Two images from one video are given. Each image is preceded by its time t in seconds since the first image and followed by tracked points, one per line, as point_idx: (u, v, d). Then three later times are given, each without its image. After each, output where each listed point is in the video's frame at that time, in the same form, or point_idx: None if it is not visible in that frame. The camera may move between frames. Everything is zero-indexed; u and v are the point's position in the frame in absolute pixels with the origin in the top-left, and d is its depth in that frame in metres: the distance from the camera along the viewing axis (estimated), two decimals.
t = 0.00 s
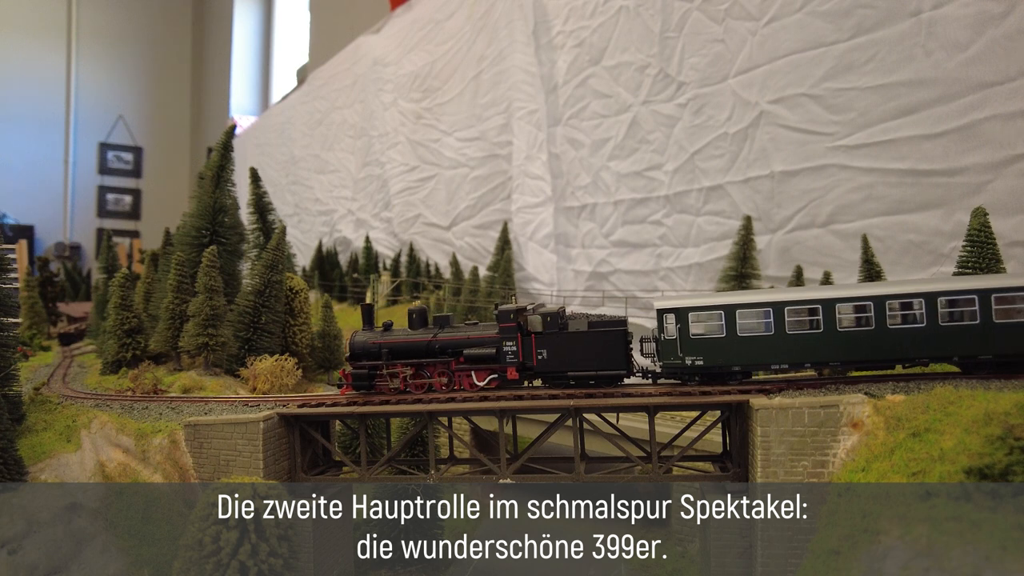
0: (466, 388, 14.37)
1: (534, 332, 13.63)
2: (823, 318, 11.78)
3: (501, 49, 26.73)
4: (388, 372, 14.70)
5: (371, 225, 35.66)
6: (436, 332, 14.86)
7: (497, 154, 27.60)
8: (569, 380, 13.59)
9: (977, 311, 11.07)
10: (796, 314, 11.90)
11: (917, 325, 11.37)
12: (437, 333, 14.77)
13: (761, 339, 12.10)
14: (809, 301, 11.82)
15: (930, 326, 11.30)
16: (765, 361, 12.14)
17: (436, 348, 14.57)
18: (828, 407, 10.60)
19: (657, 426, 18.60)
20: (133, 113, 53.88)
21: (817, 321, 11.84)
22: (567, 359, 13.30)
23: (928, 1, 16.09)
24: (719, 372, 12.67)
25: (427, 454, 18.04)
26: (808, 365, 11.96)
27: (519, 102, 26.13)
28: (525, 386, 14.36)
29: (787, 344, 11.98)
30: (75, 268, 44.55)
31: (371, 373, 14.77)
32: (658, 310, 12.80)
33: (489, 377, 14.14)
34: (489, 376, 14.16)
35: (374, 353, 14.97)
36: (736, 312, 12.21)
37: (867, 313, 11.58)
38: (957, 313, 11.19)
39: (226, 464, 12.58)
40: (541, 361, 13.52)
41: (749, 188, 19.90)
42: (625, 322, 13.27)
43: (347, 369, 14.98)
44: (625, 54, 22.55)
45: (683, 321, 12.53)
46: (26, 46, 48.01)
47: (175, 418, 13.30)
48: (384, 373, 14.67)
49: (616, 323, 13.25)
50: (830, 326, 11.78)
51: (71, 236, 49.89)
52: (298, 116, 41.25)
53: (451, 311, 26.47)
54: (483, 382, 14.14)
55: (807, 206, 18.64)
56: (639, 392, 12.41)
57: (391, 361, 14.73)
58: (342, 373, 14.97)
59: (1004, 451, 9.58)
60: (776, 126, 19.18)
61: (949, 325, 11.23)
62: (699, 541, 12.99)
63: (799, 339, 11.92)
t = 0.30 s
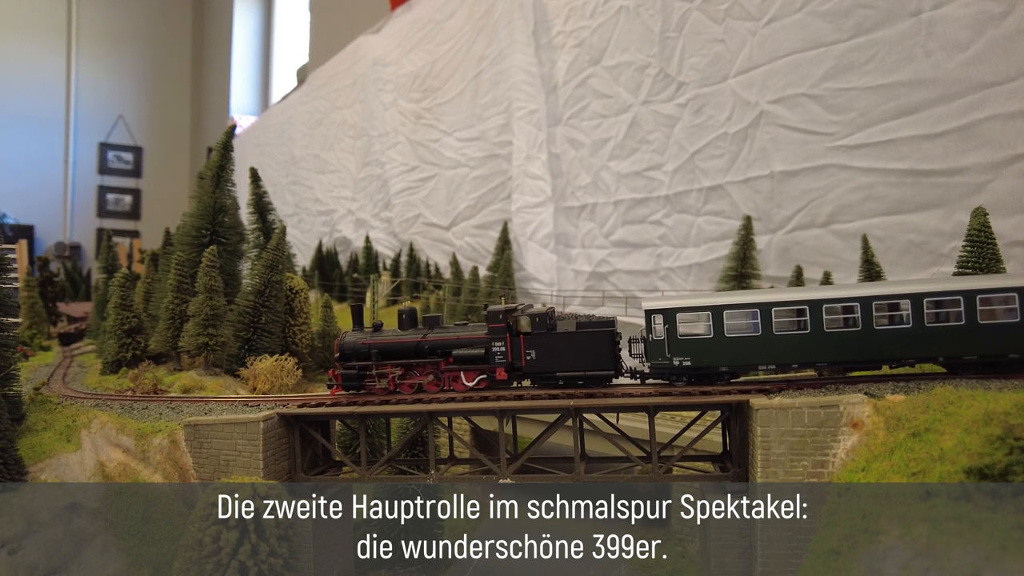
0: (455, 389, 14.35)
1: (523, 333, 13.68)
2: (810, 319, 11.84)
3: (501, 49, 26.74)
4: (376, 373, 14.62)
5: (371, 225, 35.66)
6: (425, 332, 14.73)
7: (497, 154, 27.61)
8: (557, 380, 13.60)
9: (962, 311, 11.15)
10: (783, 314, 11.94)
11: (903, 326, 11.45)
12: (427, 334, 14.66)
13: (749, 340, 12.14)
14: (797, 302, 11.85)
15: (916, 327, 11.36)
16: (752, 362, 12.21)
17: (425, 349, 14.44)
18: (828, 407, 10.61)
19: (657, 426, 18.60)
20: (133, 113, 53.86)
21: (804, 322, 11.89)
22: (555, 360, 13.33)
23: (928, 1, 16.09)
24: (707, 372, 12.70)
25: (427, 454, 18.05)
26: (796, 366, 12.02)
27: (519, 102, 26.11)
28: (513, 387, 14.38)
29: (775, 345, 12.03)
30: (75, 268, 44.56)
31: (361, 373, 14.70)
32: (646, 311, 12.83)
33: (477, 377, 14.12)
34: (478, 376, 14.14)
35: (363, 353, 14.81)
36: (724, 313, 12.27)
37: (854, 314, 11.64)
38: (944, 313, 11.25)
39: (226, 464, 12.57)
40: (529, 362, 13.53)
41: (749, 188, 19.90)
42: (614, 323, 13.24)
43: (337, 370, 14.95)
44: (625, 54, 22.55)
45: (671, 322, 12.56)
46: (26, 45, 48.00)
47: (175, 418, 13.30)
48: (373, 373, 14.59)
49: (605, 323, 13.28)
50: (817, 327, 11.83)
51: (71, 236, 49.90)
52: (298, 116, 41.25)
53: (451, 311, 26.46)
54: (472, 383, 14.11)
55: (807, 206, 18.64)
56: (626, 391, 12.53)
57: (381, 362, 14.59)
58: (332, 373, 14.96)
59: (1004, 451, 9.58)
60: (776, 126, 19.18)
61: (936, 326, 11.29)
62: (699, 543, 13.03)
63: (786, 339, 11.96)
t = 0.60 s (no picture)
0: (446, 390, 14.35)
1: (511, 333, 13.68)
2: (797, 320, 11.89)
3: (501, 48, 26.72)
4: (366, 373, 14.68)
5: (371, 225, 35.65)
6: (415, 333, 14.76)
7: (497, 154, 27.61)
8: (547, 380, 13.63)
9: (947, 312, 11.21)
10: (771, 315, 12.01)
11: (890, 326, 11.49)
12: (417, 334, 14.69)
13: (736, 341, 12.21)
14: (784, 303, 11.90)
15: (902, 327, 11.41)
16: (739, 362, 12.26)
17: (415, 349, 14.50)
18: (828, 407, 10.60)
19: (657, 426, 18.62)
20: (132, 113, 53.85)
21: (792, 322, 11.94)
22: (543, 360, 13.37)
23: (928, 1, 16.09)
24: (694, 372, 12.76)
25: (427, 454, 18.06)
26: (783, 366, 12.07)
27: (519, 102, 26.09)
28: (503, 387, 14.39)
29: (762, 345, 12.09)
30: (75, 268, 44.59)
31: (351, 373, 14.81)
32: (634, 311, 12.88)
33: (467, 378, 14.13)
34: (468, 376, 14.14)
35: (354, 353, 14.89)
36: (712, 313, 12.33)
37: (841, 315, 11.70)
38: (930, 314, 11.30)
39: (226, 464, 12.58)
40: (518, 362, 13.55)
41: (749, 188, 19.90)
42: (603, 325, 13.17)
43: (328, 370, 15.05)
44: (626, 54, 22.54)
45: (659, 322, 12.61)
46: (26, 45, 47.94)
47: (175, 418, 13.31)
48: (363, 373, 14.68)
49: (593, 324, 13.25)
50: (804, 327, 11.89)
51: (71, 236, 49.90)
52: (298, 116, 41.25)
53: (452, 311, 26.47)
54: (462, 383, 14.12)
55: (807, 206, 18.64)
56: (615, 391, 12.60)
57: (370, 363, 14.67)
58: (323, 373, 15.06)
59: (1004, 451, 9.57)
60: (776, 126, 19.18)
61: (922, 326, 11.34)
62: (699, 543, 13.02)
63: (773, 339, 12.03)
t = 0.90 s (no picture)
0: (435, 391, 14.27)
1: (500, 334, 13.71)
2: (784, 320, 12.00)
3: (501, 48, 26.72)
4: (354, 374, 14.68)
5: (371, 225, 35.64)
6: (405, 333, 14.75)
7: (497, 154, 27.61)
8: (535, 381, 13.68)
9: (932, 312, 11.33)
10: (757, 315, 12.11)
11: (876, 327, 11.59)
12: (406, 334, 14.68)
13: (723, 341, 12.31)
14: (771, 303, 12.02)
15: (888, 328, 11.51)
16: (726, 362, 12.35)
17: (404, 350, 14.48)
18: (828, 407, 10.61)
19: (657, 426, 18.64)
20: (132, 113, 53.85)
21: (778, 323, 12.04)
22: (531, 360, 13.41)
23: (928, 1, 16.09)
24: (681, 372, 12.81)
25: (427, 454, 18.07)
26: (769, 366, 12.18)
27: (519, 102, 26.09)
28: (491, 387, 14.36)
29: (749, 346, 12.19)
30: (75, 268, 44.61)
31: (340, 374, 14.86)
32: (622, 311, 12.90)
33: (456, 378, 14.08)
34: (456, 377, 14.09)
35: (343, 354, 14.95)
36: (699, 314, 12.41)
37: (827, 315, 11.81)
38: (915, 314, 11.41)
39: (226, 464, 12.57)
40: (506, 363, 13.59)
41: (749, 188, 19.90)
42: (590, 325, 13.27)
43: (317, 370, 15.07)
44: (626, 54, 22.54)
45: (647, 322, 12.64)
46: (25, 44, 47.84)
47: (175, 418, 13.31)
48: (351, 374, 14.71)
49: (581, 324, 13.36)
50: (791, 328, 11.98)
51: (71, 236, 49.91)
52: (298, 116, 41.24)
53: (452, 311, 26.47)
54: (450, 384, 14.05)
55: (807, 206, 18.64)
56: (605, 392, 12.62)
57: (359, 363, 14.71)
58: (313, 373, 15.08)
59: (1004, 451, 9.57)
60: (776, 126, 19.18)
61: (907, 326, 11.45)
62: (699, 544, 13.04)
63: (759, 340, 12.14)
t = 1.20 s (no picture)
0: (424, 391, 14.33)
1: (490, 334, 13.70)
2: (771, 321, 12.08)
3: (501, 48, 26.72)
4: (345, 374, 14.69)
5: (371, 225, 35.63)
6: (395, 333, 14.76)
7: (497, 154, 27.61)
8: (524, 381, 13.71)
9: (918, 313, 11.38)
10: (745, 315, 12.21)
11: (863, 328, 11.67)
12: (396, 335, 14.67)
13: (712, 341, 12.41)
14: (759, 304, 12.11)
15: (875, 329, 11.59)
16: (714, 362, 12.45)
17: (394, 351, 14.48)
18: (828, 407, 10.61)
19: (657, 426, 18.64)
20: (132, 113, 53.85)
21: (767, 323, 12.12)
22: (521, 361, 13.42)
23: (928, 1, 16.09)
24: (671, 373, 12.91)
25: (427, 454, 18.07)
26: (757, 367, 12.26)
27: (519, 102, 26.09)
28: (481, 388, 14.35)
29: (737, 346, 12.29)
30: (75, 268, 44.64)
31: (330, 375, 14.77)
32: (611, 312, 13.04)
33: (446, 378, 14.12)
34: (447, 377, 14.13)
35: (333, 354, 14.93)
36: (687, 314, 12.51)
37: (814, 316, 11.90)
38: (902, 315, 11.48)
39: (226, 464, 12.57)
40: (496, 363, 13.59)
41: (750, 188, 19.90)
42: (580, 325, 13.26)
43: (308, 371, 15.09)
44: (626, 54, 22.54)
45: (636, 323, 12.78)
46: (25, 44, 47.75)
47: (175, 418, 13.31)
48: (342, 375, 14.68)
49: (570, 325, 13.27)
50: (779, 328, 12.07)
51: (71, 236, 49.91)
52: (298, 116, 41.25)
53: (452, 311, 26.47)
54: (440, 384, 14.08)
55: (807, 206, 18.64)
56: (594, 392, 12.64)
57: (350, 364, 14.74)
58: (304, 374, 15.09)
59: (1004, 451, 9.57)
60: (776, 126, 19.18)
61: (894, 327, 11.52)
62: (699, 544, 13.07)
63: (747, 340, 12.23)
